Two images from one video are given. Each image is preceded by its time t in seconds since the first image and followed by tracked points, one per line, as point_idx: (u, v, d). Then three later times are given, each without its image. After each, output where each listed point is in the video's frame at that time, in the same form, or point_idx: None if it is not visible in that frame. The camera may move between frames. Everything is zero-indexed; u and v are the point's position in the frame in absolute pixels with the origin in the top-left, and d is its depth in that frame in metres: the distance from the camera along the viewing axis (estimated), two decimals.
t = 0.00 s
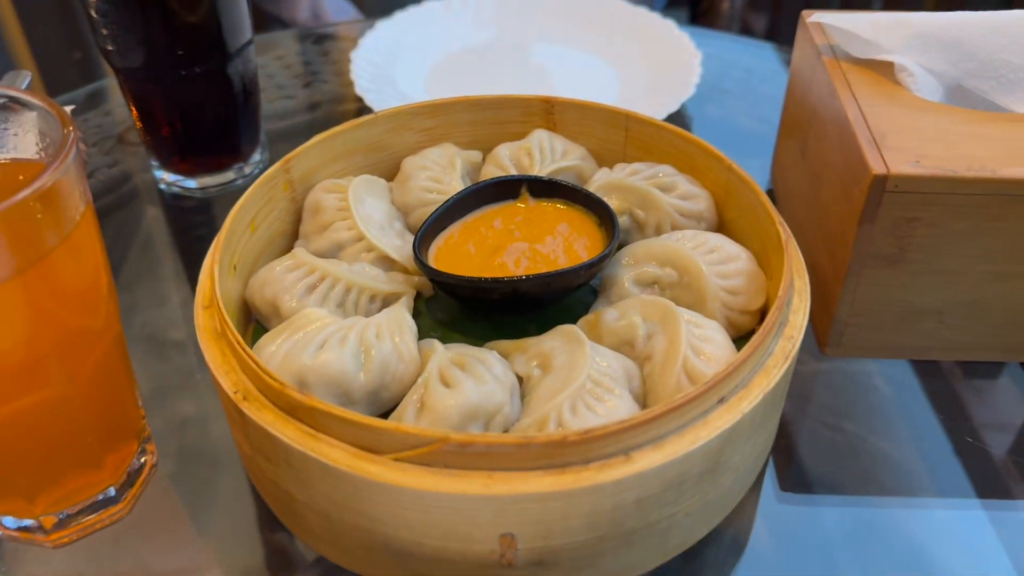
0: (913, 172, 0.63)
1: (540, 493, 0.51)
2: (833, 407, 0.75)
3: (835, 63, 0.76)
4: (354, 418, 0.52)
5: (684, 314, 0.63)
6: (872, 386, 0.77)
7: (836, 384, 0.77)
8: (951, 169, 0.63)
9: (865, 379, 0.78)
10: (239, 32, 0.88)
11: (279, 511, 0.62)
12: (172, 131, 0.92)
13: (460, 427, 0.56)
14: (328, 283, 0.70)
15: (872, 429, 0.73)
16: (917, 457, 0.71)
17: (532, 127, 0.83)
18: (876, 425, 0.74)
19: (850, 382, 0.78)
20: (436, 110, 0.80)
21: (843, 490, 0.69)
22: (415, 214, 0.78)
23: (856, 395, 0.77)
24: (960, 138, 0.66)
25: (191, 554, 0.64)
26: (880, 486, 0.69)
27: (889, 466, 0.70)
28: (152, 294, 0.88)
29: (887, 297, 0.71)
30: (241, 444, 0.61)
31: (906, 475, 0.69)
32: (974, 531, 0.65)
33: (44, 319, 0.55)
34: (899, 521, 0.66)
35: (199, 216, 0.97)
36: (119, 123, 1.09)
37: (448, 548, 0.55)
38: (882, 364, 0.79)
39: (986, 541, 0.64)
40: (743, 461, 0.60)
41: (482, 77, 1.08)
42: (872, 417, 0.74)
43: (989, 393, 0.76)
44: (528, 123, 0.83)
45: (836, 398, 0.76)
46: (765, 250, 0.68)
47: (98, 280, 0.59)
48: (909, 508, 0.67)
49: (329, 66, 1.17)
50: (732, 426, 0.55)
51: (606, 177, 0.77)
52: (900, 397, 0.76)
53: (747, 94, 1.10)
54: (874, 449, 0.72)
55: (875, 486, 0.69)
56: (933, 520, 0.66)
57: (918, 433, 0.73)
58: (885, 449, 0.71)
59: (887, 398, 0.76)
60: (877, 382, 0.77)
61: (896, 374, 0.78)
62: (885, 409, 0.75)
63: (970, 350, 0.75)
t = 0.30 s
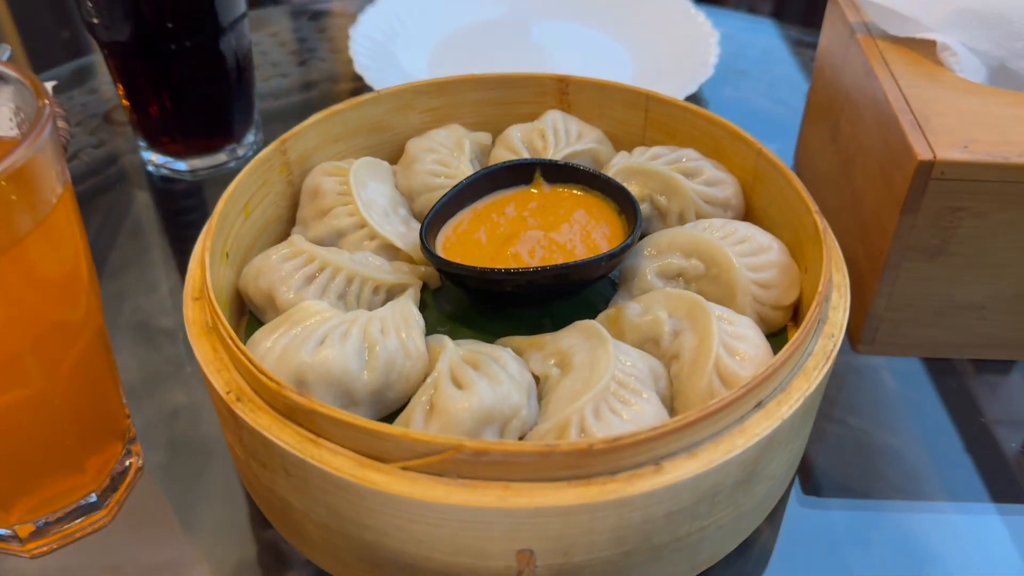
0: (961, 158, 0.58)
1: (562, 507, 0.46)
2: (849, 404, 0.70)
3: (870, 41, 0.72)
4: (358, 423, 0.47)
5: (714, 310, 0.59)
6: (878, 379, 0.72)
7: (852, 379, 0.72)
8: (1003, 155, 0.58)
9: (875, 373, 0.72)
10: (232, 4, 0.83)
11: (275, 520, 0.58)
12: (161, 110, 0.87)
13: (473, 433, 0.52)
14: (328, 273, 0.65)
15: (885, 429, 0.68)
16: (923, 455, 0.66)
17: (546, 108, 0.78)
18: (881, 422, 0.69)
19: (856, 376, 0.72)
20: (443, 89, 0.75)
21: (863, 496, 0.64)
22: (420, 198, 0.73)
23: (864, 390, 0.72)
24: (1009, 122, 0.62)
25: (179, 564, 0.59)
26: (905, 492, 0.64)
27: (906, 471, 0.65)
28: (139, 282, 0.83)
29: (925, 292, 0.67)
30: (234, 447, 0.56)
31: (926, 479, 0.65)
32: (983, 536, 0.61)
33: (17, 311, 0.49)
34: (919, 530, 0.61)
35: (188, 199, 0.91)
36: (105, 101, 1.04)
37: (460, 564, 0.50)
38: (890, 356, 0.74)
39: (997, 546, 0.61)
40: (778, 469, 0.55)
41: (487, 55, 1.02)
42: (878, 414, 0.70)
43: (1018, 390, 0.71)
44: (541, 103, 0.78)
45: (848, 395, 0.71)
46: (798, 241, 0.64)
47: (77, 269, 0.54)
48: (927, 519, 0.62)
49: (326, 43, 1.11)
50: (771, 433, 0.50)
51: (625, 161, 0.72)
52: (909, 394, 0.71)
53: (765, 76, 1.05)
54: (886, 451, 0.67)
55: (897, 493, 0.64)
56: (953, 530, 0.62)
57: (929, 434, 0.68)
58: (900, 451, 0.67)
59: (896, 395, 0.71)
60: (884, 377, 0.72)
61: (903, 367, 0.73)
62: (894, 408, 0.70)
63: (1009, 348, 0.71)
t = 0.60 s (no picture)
0: (977, 159, 0.56)
1: (563, 526, 0.44)
2: (851, 409, 0.69)
3: (881, 39, 0.70)
4: (347, 436, 0.45)
5: (720, 317, 0.56)
6: (876, 381, 0.71)
7: (855, 384, 0.71)
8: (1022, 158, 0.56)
9: (875, 378, 0.71)
10: None
11: (260, 535, 0.55)
12: (148, 106, 0.84)
13: (468, 446, 0.49)
14: (317, 277, 0.62)
15: (884, 432, 0.67)
16: (924, 457, 0.65)
17: (544, 106, 0.76)
18: (880, 424, 0.68)
19: (854, 378, 0.71)
20: (438, 85, 0.73)
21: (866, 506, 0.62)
22: (414, 200, 0.70)
23: (864, 394, 0.70)
24: None
25: None
26: (910, 501, 0.62)
27: (909, 478, 0.64)
28: (123, 283, 0.80)
29: (937, 299, 0.64)
30: (218, 459, 0.54)
31: (928, 485, 0.63)
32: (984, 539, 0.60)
33: None
34: (921, 538, 0.60)
35: (176, 199, 0.89)
36: (91, 97, 1.01)
37: None
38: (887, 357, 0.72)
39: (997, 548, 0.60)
40: (786, 484, 0.53)
41: (484, 52, 1.00)
42: (876, 416, 0.68)
43: (1019, 393, 0.70)
44: (539, 101, 0.75)
45: (848, 399, 0.70)
46: (807, 245, 0.61)
47: (52, 272, 0.51)
48: (930, 530, 0.60)
49: (319, 38, 1.08)
50: (780, 447, 0.48)
51: (626, 161, 0.70)
52: (906, 397, 0.70)
53: (768, 75, 1.03)
54: (885, 455, 0.65)
55: (902, 501, 0.62)
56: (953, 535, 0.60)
57: (929, 439, 0.66)
58: (901, 456, 0.65)
59: (894, 399, 0.69)
60: (883, 379, 0.71)
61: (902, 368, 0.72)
62: (893, 412, 0.68)
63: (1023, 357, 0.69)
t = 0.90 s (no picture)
0: (972, 168, 0.57)
1: (561, 531, 0.44)
2: (846, 417, 0.69)
3: (876, 48, 0.70)
4: (347, 441, 0.45)
5: (717, 323, 0.57)
6: (872, 390, 0.71)
7: (851, 392, 0.71)
8: (1018, 167, 0.56)
9: (871, 387, 0.71)
10: (221, 6, 0.81)
11: (259, 540, 0.55)
12: (147, 112, 0.84)
13: (467, 452, 0.49)
14: (317, 282, 0.62)
15: (880, 440, 0.67)
16: (920, 467, 0.65)
17: (543, 114, 0.76)
18: (876, 433, 0.68)
19: (848, 386, 0.71)
20: (437, 93, 0.73)
21: (861, 512, 0.62)
22: (413, 207, 0.71)
23: (859, 401, 0.70)
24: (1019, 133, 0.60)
25: None
26: (906, 510, 0.62)
27: (905, 487, 0.64)
28: (122, 289, 0.80)
29: (933, 307, 0.65)
30: (216, 464, 0.54)
31: (924, 494, 0.63)
32: (980, 549, 0.60)
33: None
34: (916, 546, 0.60)
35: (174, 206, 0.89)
36: (91, 104, 1.01)
37: None
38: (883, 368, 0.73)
39: (993, 557, 0.60)
40: (784, 490, 0.53)
41: (482, 61, 1.01)
42: (872, 425, 0.69)
43: (1015, 403, 0.71)
44: (538, 109, 0.76)
45: (843, 406, 0.70)
46: (804, 252, 0.62)
47: (53, 277, 0.51)
48: (925, 538, 0.61)
49: (318, 46, 1.09)
50: (778, 452, 0.48)
51: (624, 169, 0.70)
52: (904, 404, 0.70)
53: (764, 85, 1.03)
54: (881, 463, 0.66)
55: (898, 509, 0.63)
56: (949, 544, 0.60)
57: (925, 448, 0.67)
58: (896, 464, 0.65)
59: (890, 407, 0.70)
60: (878, 388, 0.71)
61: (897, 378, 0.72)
62: (889, 420, 0.69)
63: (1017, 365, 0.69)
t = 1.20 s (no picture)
0: (949, 184, 0.59)
1: (554, 528, 0.46)
2: (839, 437, 0.71)
3: (859, 70, 0.73)
4: (349, 441, 0.47)
5: (706, 332, 0.59)
6: (864, 408, 0.73)
7: (845, 413, 0.73)
8: (994, 184, 0.59)
9: (861, 404, 0.74)
10: (228, 28, 0.84)
11: (262, 541, 0.57)
12: (154, 130, 0.86)
13: (464, 454, 0.51)
14: (319, 293, 0.64)
15: (872, 459, 0.69)
16: (911, 482, 0.67)
17: (538, 133, 0.79)
18: (867, 449, 0.70)
19: (839, 405, 0.74)
20: (437, 113, 0.76)
21: (854, 526, 0.64)
22: (412, 222, 0.73)
23: (851, 420, 0.73)
24: (993, 151, 0.63)
25: None
26: (894, 521, 0.64)
27: (893, 500, 0.66)
28: (128, 303, 0.82)
29: (914, 318, 0.67)
30: (221, 467, 0.56)
31: (913, 507, 0.65)
32: (968, 562, 0.62)
33: (5, 327, 0.49)
34: (904, 556, 0.62)
35: (177, 222, 0.91)
36: (98, 124, 1.04)
37: None
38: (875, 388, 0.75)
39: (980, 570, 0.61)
40: (769, 492, 0.55)
41: (481, 83, 1.04)
42: (863, 441, 0.71)
43: (1004, 423, 0.73)
44: (533, 129, 0.78)
45: (837, 427, 0.72)
46: (789, 266, 0.64)
47: (68, 286, 0.53)
48: (912, 548, 0.62)
49: (320, 68, 1.12)
50: (763, 454, 0.50)
51: (616, 186, 0.73)
52: (897, 424, 0.72)
53: (755, 107, 1.07)
54: (872, 481, 0.67)
55: (886, 521, 0.64)
56: (937, 555, 0.62)
57: (915, 464, 0.69)
58: (887, 481, 0.67)
59: (885, 426, 0.72)
60: (871, 407, 0.73)
61: (889, 399, 0.75)
62: (882, 437, 0.71)
63: (997, 377, 0.71)
